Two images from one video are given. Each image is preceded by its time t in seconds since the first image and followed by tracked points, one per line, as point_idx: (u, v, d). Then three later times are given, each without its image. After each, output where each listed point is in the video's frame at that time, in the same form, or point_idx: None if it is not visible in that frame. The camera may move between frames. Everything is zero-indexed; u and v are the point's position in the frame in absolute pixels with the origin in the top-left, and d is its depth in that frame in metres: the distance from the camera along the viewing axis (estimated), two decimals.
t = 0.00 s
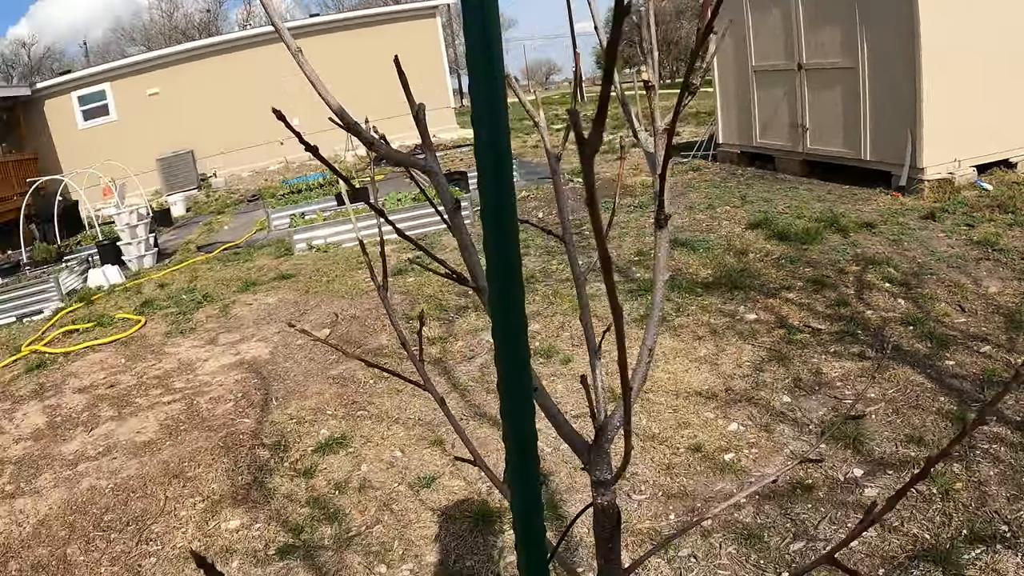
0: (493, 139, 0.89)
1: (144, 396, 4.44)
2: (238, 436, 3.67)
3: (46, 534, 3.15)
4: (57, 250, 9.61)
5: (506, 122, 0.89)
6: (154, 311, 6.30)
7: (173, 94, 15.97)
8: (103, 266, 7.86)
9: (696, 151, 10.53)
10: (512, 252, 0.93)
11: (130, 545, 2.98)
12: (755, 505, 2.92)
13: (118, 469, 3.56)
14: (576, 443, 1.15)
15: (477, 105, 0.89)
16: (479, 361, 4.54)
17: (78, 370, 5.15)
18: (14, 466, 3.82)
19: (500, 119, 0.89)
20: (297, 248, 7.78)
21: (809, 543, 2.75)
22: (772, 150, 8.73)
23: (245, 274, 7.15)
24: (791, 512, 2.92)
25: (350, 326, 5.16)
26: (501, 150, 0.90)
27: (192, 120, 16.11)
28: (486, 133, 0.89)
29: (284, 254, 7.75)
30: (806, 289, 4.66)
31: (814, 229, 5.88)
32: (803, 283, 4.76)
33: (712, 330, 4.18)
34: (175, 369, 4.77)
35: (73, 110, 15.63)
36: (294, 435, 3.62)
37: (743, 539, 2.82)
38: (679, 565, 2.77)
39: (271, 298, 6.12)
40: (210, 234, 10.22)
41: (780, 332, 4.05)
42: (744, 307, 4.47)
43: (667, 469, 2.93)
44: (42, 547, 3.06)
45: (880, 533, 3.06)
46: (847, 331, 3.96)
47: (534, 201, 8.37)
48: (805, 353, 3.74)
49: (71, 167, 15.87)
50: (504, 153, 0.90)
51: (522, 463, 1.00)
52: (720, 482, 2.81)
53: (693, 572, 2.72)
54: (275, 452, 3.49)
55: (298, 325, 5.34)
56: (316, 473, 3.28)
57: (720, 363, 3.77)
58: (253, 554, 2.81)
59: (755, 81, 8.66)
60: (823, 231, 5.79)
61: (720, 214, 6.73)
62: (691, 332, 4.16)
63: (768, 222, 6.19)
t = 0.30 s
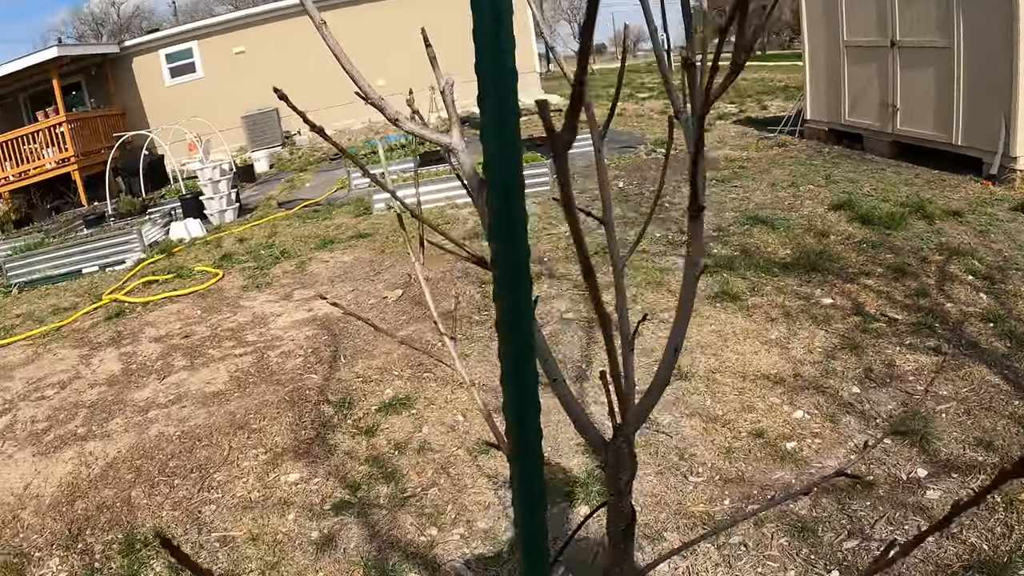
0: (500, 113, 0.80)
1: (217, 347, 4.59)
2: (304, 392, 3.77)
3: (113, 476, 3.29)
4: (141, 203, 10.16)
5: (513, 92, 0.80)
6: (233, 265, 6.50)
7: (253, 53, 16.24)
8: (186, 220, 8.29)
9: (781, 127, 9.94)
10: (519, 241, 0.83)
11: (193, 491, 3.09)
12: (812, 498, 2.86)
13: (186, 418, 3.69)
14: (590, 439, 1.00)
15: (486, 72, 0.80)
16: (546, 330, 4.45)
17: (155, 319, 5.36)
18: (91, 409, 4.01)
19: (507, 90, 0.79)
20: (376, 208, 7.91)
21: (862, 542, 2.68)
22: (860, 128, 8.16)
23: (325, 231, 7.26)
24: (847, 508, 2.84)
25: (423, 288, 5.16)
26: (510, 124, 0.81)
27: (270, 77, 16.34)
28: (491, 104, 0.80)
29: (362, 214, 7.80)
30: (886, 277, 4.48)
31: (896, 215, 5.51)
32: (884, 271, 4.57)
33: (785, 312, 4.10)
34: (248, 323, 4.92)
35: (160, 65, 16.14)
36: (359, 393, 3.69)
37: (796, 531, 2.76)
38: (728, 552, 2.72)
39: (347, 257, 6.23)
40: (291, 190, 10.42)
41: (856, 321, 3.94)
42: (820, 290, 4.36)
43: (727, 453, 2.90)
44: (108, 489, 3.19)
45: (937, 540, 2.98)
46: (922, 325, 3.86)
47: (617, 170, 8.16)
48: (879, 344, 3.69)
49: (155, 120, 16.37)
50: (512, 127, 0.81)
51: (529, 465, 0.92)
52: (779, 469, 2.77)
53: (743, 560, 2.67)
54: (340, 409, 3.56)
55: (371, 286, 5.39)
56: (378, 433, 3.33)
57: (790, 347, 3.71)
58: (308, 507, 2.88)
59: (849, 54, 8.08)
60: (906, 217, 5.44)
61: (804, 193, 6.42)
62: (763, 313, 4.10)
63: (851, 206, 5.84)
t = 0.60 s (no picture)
0: (533, 81, 0.81)
1: (307, 317, 4.78)
2: (388, 364, 3.89)
3: (199, 434, 3.53)
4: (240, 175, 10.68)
5: (549, 60, 0.80)
6: (326, 238, 6.75)
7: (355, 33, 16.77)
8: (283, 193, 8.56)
9: (883, 123, 9.36)
10: (549, 203, 0.82)
11: (274, 454, 3.24)
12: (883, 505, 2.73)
13: (273, 383, 3.88)
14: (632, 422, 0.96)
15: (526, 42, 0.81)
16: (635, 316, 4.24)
17: (249, 288, 5.62)
18: (181, 369, 4.27)
19: (540, 56, 0.80)
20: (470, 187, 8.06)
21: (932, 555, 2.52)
22: (963, 125, 7.78)
23: (418, 209, 7.39)
24: (920, 519, 2.69)
25: (511, 270, 5.17)
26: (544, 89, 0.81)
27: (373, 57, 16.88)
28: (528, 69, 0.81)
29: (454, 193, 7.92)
30: (983, 283, 4.18)
31: (994, 218, 5.12)
32: (981, 276, 4.27)
33: (873, 313, 3.94)
34: (339, 295, 5.11)
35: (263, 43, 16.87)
36: (443, 368, 3.80)
37: (863, 538, 2.64)
38: (793, 553, 2.62)
39: (438, 234, 6.33)
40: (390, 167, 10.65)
41: (944, 327, 3.72)
42: (911, 292, 4.13)
43: (802, 453, 2.88)
44: (194, 446, 3.45)
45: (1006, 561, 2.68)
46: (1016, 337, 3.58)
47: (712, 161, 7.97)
48: (969, 352, 3.45)
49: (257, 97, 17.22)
50: (547, 92, 0.81)
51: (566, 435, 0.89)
52: (854, 473, 2.74)
53: (806, 563, 2.57)
54: (422, 383, 3.66)
55: (461, 264, 5.43)
56: (458, 408, 3.41)
57: (876, 349, 3.58)
58: (384, 477, 2.98)
59: (956, 48, 7.74)
60: (1005, 221, 5.04)
61: (900, 189, 6.07)
62: (850, 313, 3.98)
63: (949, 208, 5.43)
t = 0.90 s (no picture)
0: (591, 81, 0.91)
1: (377, 300, 4.91)
2: (456, 348, 3.98)
3: (268, 410, 3.67)
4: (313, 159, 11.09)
5: (606, 61, 0.90)
6: (397, 222, 6.90)
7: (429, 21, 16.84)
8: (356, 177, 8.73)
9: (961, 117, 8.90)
10: (602, 188, 0.93)
11: (340, 432, 3.37)
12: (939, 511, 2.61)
13: (342, 363, 4.01)
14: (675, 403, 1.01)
15: (584, 43, 0.91)
16: (700, 310, 4.19)
17: (321, 270, 5.79)
18: (252, 347, 4.44)
19: (599, 55, 0.90)
20: (540, 173, 7.85)
21: (984, 566, 2.48)
22: None
23: (488, 196, 7.46)
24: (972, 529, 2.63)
25: (580, 258, 5.15)
26: (602, 85, 0.91)
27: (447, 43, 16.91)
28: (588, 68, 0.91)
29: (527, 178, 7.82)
30: None
31: None
32: None
33: (942, 316, 3.84)
34: (408, 279, 5.22)
35: (337, 29, 17.26)
36: (508, 354, 3.87)
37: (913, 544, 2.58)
38: (844, 555, 2.53)
39: (506, 222, 6.38)
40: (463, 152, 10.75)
41: (1017, 334, 3.56)
42: (983, 296, 3.98)
43: (860, 455, 2.87)
44: (264, 421, 3.59)
45: None
46: None
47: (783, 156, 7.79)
48: None
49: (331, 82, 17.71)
50: (603, 92, 0.91)
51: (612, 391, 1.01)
52: (910, 478, 2.72)
53: (856, 565, 2.48)
54: (487, 368, 3.74)
55: (529, 251, 5.44)
56: (521, 395, 3.47)
57: (943, 353, 3.51)
58: (447, 459, 3.07)
59: None
60: None
61: (975, 189, 5.82)
62: (919, 315, 3.88)
63: None
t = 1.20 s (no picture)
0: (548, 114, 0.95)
1: (381, 300, 4.93)
2: (457, 349, 4.00)
3: (272, 410, 3.69)
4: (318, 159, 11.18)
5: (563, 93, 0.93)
6: (402, 223, 6.93)
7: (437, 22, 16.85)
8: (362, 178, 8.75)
9: (965, 115, 8.85)
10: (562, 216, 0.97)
11: (342, 432, 3.39)
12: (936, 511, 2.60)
13: (345, 363, 4.04)
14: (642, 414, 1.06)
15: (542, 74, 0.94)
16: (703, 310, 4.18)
17: (326, 270, 5.82)
18: (256, 348, 4.47)
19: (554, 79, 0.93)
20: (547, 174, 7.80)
21: (983, 566, 2.48)
22: None
23: (491, 196, 7.48)
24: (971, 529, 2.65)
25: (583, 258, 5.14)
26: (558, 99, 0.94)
27: (456, 44, 16.95)
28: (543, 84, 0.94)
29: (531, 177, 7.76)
30: None
31: None
32: None
33: (944, 315, 3.83)
34: (411, 280, 5.24)
35: (342, 29, 17.28)
36: (510, 355, 3.88)
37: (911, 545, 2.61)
38: (842, 555, 2.52)
39: (509, 222, 6.39)
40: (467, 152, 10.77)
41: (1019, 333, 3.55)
42: (985, 296, 3.97)
43: (860, 455, 2.87)
44: (268, 421, 3.60)
45: None
46: None
47: (787, 155, 7.77)
48: None
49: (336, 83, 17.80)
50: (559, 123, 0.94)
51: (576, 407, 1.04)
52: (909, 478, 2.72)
53: (855, 565, 2.48)
54: (489, 369, 3.76)
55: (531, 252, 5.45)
56: (523, 395, 3.49)
57: (944, 353, 3.50)
58: (448, 458, 3.09)
59: None
60: None
61: (979, 188, 5.79)
62: (921, 315, 3.87)
63: None
